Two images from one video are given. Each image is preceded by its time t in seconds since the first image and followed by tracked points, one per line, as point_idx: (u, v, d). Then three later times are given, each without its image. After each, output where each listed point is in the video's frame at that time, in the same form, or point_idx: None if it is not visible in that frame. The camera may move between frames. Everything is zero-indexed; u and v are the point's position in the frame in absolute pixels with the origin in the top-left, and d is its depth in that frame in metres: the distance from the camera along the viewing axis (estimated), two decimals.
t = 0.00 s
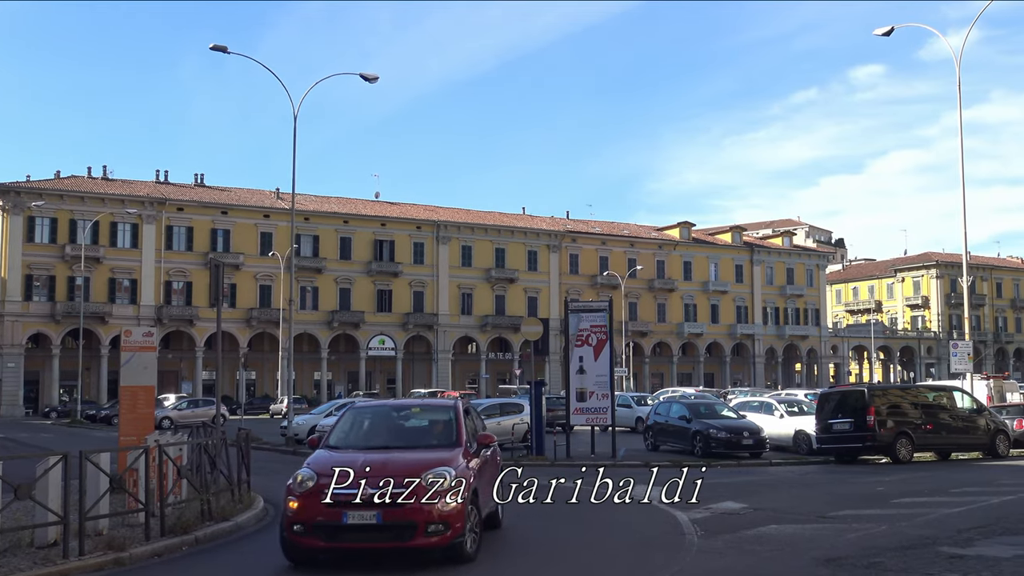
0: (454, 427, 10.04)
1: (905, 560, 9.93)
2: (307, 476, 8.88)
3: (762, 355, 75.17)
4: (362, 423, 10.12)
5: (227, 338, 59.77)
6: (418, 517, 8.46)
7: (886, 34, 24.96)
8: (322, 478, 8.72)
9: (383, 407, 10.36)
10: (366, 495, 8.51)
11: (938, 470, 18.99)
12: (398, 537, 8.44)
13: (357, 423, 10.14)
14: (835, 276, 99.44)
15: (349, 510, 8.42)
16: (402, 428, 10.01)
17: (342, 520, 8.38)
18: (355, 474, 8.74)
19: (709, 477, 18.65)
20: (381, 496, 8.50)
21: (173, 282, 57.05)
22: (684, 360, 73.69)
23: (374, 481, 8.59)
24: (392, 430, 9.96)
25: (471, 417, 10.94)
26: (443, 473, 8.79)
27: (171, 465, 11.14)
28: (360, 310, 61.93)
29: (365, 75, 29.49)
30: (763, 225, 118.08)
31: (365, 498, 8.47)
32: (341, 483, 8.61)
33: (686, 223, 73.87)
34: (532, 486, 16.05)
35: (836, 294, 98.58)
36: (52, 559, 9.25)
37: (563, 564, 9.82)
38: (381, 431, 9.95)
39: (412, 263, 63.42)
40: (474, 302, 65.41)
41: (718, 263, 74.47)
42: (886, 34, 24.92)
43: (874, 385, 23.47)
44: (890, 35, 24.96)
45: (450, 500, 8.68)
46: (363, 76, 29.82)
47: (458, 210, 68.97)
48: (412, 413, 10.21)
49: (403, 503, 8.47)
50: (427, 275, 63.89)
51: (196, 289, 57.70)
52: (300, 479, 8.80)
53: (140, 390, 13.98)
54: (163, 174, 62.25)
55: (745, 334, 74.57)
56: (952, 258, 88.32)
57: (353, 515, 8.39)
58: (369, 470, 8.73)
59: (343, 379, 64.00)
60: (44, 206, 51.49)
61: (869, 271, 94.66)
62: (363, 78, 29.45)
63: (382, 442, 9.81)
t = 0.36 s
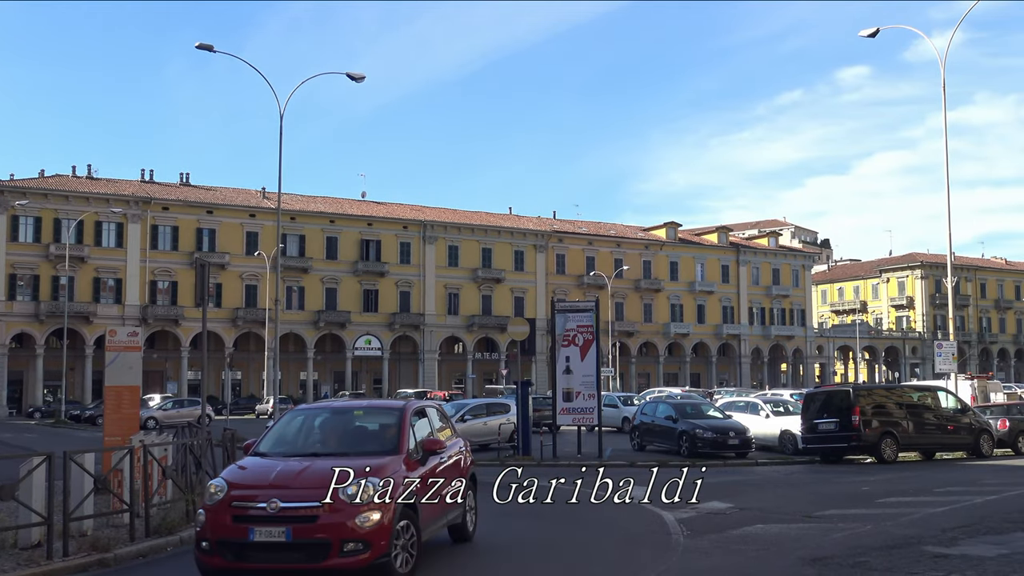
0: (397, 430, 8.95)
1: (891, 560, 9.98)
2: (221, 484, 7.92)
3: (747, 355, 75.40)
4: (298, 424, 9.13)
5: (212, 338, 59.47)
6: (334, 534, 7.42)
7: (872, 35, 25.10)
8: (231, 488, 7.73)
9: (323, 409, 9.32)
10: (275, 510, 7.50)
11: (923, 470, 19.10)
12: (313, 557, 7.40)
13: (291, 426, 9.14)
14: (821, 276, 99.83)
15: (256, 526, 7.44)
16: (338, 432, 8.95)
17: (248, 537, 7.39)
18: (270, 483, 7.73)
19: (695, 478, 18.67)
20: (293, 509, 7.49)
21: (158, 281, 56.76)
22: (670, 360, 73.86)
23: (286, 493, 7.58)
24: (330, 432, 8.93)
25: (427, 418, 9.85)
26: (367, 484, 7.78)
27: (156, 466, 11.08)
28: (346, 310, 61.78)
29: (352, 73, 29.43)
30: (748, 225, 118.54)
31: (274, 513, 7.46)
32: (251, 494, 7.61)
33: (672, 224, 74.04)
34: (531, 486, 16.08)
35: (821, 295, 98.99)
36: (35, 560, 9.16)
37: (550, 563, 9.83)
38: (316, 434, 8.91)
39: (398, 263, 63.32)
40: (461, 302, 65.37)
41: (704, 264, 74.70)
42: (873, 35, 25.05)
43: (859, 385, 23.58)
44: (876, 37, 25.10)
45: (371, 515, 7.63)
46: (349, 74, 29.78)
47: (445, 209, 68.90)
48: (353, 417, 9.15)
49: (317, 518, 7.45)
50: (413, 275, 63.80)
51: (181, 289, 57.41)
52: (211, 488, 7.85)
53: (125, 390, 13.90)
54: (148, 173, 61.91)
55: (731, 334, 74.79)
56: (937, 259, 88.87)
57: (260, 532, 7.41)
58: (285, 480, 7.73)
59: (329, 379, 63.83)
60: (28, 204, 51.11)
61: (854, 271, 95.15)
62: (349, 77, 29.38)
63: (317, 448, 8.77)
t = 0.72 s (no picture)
0: (325, 433, 7.87)
1: (874, 559, 10.05)
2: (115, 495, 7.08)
3: (732, 355, 75.68)
4: (224, 425, 8.17)
5: (197, 337, 59.15)
6: (223, 552, 6.48)
7: (857, 37, 25.24)
8: (122, 499, 6.87)
9: (251, 409, 8.32)
10: (161, 523, 6.61)
11: (905, 470, 19.24)
12: None
13: (213, 429, 8.15)
14: (806, 276, 100.24)
15: (139, 543, 6.56)
16: (259, 436, 7.93)
17: (129, 554, 6.52)
18: (161, 493, 6.84)
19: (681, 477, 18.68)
20: (179, 522, 6.57)
21: (143, 280, 56.44)
22: (656, 360, 74.00)
23: (175, 504, 6.69)
24: (257, 434, 7.94)
25: (373, 423, 8.76)
26: (269, 495, 6.80)
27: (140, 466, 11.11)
28: (332, 310, 61.61)
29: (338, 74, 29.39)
30: (733, 226, 119.02)
31: (160, 527, 6.57)
32: (139, 506, 6.74)
33: (658, 224, 74.19)
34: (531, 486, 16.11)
35: (806, 295, 99.41)
36: (19, 560, 9.11)
37: (536, 563, 9.84)
38: (243, 436, 7.94)
39: (384, 263, 63.19)
40: (446, 302, 65.31)
41: (690, 264, 74.90)
42: (858, 37, 25.21)
43: (844, 386, 23.71)
44: (860, 38, 25.23)
45: (270, 530, 6.65)
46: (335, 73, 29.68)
47: (431, 209, 68.78)
48: (281, 418, 8.13)
49: (205, 534, 6.52)
50: (399, 275, 63.70)
51: (165, 288, 57.14)
52: (104, 497, 7.00)
53: (108, 390, 13.83)
54: (133, 172, 61.54)
55: (716, 335, 75.00)
56: (921, 260, 89.43)
57: (143, 548, 6.53)
58: (177, 490, 6.82)
59: (314, 378, 63.59)
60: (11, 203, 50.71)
61: (839, 272, 95.65)
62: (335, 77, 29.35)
63: (239, 452, 7.79)
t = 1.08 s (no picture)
0: (226, 438, 6.87)
1: (856, 558, 10.01)
2: None
3: (715, 354, 75.86)
4: (124, 431, 7.16)
5: (179, 337, 58.70)
6: None
7: (840, 38, 25.30)
8: None
9: (155, 413, 7.36)
10: (13, 542, 5.63)
11: (886, 470, 19.31)
12: None
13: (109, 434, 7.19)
14: (788, 276, 100.63)
15: None
16: (157, 440, 6.97)
17: None
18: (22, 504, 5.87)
19: (664, 477, 18.62)
20: (32, 539, 5.59)
21: (124, 279, 55.99)
22: (639, 360, 74.08)
23: (31, 518, 5.69)
24: (158, 441, 6.94)
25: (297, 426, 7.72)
26: (141, 510, 5.80)
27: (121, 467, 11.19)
28: (315, 309, 61.31)
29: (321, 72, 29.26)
30: (716, 226, 119.42)
31: (11, 545, 5.60)
32: None
33: (641, 224, 74.29)
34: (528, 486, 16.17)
35: (789, 295, 99.80)
36: None
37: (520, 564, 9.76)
38: (141, 442, 6.94)
39: (367, 263, 62.96)
40: (430, 301, 65.15)
41: (673, 264, 75.06)
42: (840, 38, 25.27)
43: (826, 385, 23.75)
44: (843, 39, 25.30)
45: (136, 553, 5.64)
46: (318, 72, 29.47)
47: (414, 208, 68.55)
48: (186, 424, 7.13)
49: (60, 554, 5.52)
50: (382, 274, 63.49)
51: (147, 287, 56.70)
52: None
53: (89, 390, 14.17)
54: (114, 170, 61.05)
55: (699, 335, 75.18)
56: (902, 260, 90.03)
57: None
58: (39, 502, 5.83)
59: (297, 378, 63.22)
60: None
61: (821, 272, 96.14)
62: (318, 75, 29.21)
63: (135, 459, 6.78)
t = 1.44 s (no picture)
0: (114, 445, 6.22)
1: (842, 557, 10.03)
2: None
3: (702, 355, 76.04)
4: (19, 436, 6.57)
5: (165, 336, 58.36)
6: None
7: (826, 39, 25.37)
8: None
9: (50, 418, 6.76)
10: None
11: (872, 470, 19.38)
12: None
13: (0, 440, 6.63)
14: (775, 277, 100.96)
15: None
16: (47, 445, 6.37)
17: None
18: None
19: (651, 477, 18.62)
20: None
21: (110, 279, 55.68)
22: (626, 360, 74.16)
23: None
24: (49, 446, 6.33)
25: (210, 431, 7.02)
26: None
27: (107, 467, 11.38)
28: (301, 309, 61.10)
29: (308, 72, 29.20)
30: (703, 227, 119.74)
31: None
32: None
33: (629, 224, 74.36)
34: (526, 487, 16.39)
35: (775, 295, 100.12)
36: None
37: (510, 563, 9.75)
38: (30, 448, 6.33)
39: (354, 262, 62.81)
40: (417, 301, 65.04)
41: (660, 264, 75.20)
42: (827, 40, 25.35)
43: (813, 386, 23.83)
44: (830, 41, 25.38)
45: None
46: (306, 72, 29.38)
47: (401, 208, 68.39)
48: (80, 428, 6.51)
49: None
50: (369, 274, 63.35)
51: (133, 287, 56.37)
52: None
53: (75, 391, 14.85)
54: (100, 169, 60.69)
55: (686, 335, 75.34)
56: (887, 261, 90.51)
57: None
58: None
59: (284, 378, 62.98)
60: None
61: (807, 272, 96.54)
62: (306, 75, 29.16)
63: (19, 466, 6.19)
